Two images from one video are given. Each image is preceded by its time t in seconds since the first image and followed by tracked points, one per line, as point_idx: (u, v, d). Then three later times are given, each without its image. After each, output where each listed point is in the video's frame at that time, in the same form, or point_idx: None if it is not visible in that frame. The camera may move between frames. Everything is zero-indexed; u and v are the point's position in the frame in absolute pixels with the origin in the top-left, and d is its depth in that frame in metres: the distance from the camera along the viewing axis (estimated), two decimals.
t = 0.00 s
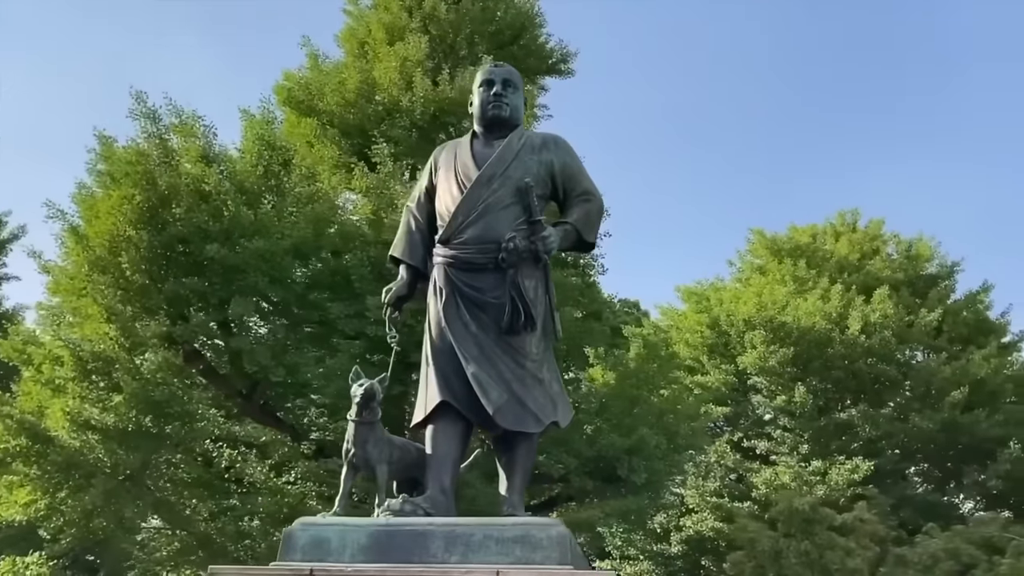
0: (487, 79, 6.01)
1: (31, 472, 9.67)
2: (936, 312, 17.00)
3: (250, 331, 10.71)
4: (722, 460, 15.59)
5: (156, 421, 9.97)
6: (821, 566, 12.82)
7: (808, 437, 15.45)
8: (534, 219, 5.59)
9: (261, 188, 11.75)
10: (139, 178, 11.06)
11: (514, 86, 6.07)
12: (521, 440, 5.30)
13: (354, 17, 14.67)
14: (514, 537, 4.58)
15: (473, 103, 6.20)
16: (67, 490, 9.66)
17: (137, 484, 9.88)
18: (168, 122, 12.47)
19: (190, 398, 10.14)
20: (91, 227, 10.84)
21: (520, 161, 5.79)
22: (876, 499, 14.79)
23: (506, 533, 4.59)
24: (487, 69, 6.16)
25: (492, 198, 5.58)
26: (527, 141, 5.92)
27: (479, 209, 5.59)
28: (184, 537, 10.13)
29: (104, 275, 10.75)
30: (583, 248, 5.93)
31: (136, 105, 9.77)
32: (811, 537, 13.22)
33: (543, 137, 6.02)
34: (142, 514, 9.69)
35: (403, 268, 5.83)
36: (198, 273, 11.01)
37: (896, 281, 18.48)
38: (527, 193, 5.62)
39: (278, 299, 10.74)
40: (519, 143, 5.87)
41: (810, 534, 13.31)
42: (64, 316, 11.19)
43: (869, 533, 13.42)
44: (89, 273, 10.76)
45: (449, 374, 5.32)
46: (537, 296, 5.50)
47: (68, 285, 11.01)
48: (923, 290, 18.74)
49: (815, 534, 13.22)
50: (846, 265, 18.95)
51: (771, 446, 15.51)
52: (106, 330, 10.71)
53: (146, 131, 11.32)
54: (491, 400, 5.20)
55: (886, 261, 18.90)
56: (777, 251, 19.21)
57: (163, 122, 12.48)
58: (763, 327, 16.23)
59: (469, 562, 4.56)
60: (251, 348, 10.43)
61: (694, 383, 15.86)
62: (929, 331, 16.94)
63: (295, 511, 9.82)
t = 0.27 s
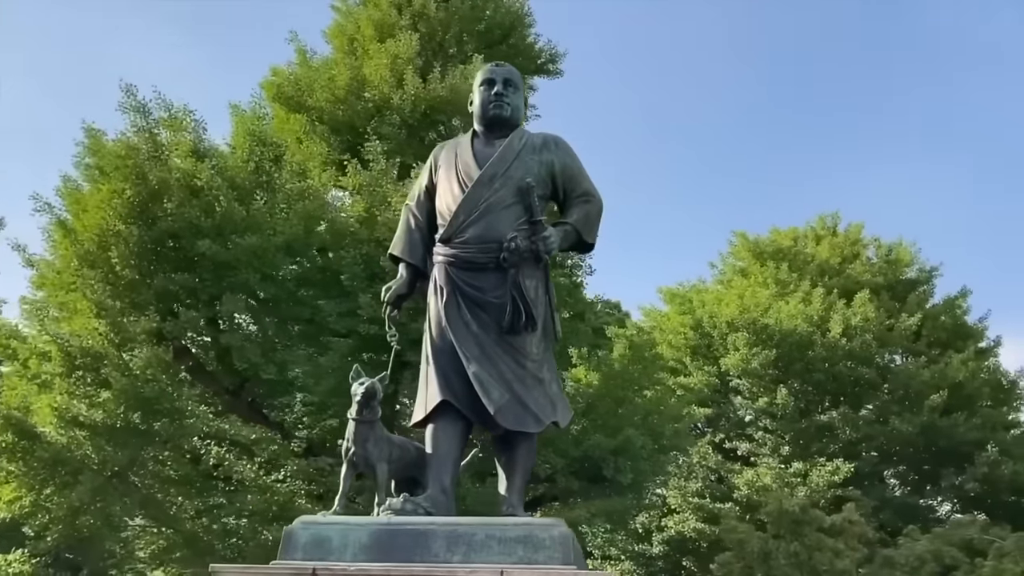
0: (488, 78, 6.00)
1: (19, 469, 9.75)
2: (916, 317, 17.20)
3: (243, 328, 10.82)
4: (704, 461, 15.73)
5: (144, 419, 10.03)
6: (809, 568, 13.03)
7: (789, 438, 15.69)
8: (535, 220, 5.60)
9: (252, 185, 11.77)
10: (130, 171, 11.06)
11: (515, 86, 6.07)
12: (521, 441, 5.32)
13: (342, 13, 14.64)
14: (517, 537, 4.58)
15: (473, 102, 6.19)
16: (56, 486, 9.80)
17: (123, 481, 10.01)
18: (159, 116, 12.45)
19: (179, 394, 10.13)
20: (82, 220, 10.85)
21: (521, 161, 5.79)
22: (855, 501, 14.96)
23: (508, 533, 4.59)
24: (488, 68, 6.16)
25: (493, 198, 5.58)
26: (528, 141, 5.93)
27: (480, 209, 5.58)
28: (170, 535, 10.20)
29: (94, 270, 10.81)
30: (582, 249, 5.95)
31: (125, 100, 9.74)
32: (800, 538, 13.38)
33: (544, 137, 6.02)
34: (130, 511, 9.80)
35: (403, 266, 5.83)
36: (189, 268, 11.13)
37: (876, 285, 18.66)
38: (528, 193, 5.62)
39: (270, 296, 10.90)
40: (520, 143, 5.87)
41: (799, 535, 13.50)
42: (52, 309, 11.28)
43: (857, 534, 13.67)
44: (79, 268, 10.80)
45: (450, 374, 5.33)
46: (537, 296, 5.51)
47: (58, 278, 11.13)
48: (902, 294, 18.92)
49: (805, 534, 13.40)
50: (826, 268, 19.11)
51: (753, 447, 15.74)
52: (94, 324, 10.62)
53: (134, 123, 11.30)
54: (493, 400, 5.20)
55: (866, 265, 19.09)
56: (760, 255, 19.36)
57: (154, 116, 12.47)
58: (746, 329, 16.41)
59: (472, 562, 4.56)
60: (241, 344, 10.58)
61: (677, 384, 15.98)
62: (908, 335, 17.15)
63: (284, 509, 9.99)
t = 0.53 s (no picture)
0: (491, 77, 5.99)
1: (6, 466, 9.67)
2: (897, 320, 17.40)
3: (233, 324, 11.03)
4: (686, 462, 15.86)
5: (133, 415, 10.01)
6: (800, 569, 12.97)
7: (771, 440, 15.93)
8: (538, 220, 5.59)
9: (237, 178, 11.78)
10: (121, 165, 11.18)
11: (516, 86, 6.07)
12: (521, 441, 5.31)
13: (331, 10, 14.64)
14: (521, 537, 4.58)
15: (474, 101, 6.18)
16: (38, 485, 9.70)
17: (109, 478, 10.00)
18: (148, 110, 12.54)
19: (169, 390, 10.11)
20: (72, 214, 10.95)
21: (523, 162, 5.79)
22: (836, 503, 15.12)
23: (512, 533, 4.59)
24: (489, 68, 6.15)
25: (495, 198, 5.57)
26: (530, 141, 5.92)
27: (482, 209, 5.57)
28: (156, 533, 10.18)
29: (85, 266, 10.93)
30: (582, 249, 5.95)
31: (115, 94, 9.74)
32: (791, 539, 13.35)
33: (545, 138, 6.02)
34: (117, 509, 9.79)
35: (403, 265, 5.80)
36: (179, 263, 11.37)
37: (857, 288, 18.85)
38: (531, 193, 5.62)
39: (261, 293, 11.12)
40: (522, 143, 5.86)
41: (790, 536, 13.45)
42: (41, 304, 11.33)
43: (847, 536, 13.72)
44: (70, 263, 11.01)
45: (451, 374, 5.31)
46: (539, 297, 5.50)
47: (47, 272, 11.26)
48: (882, 297, 19.14)
49: (796, 536, 13.36)
50: (808, 271, 19.27)
51: (735, 449, 15.91)
52: (84, 320, 10.69)
53: (124, 118, 11.43)
54: (494, 400, 5.19)
55: (847, 268, 19.27)
56: (742, 257, 19.51)
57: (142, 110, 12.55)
58: (730, 331, 16.57)
59: (475, 563, 4.54)
60: (232, 341, 10.76)
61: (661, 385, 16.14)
62: (889, 338, 17.31)
63: (273, 507, 10.15)
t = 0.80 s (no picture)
0: (494, 76, 5.97)
1: None
2: (878, 323, 17.57)
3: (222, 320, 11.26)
4: (669, 463, 15.97)
5: (124, 411, 10.09)
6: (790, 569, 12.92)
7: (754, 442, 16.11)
8: (540, 221, 5.59)
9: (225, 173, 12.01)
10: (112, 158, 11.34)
11: (519, 86, 6.06)
12: (523, 441, 5.30)
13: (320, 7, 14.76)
14: (525, 538, 4.57)
15: (476, 99, 6.15)
16: (26, 480, 9.76)
17: (97, 475, 10.07)
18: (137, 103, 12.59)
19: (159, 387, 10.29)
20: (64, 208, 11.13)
21: (526, 161, 5.78)
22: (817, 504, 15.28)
23: (517, 534, 4.58)
24: (492, 66, 6.13)
25: (499, 198, 5.55)
26: (533, 141, 5.91)
27: (485, 208, 5.56)
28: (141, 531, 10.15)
29: (76, 261, 11.11)
30: (583, 250, 5.95)
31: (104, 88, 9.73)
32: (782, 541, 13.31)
33: (547, 138, 6.01)
34: (103, 506, 9.81)
35: (403, 263, 5.76)
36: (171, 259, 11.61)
37: (838, 291, 18.99)
38: (534, 194, 5.61)
39: (253, 289, 11.52)
40: (525, 143, 5.85)
41: (781, 537, 13.49)
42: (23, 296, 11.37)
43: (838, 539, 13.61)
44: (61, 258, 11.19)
45: (453, 373, 5.30)
46: (541, 297, 5.50)
47: (36, 266, 11.39)
48: (863, 300, 19.35)
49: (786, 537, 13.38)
50: (791, 273, 19.38)
51: (717, 450, 16.08)
52: (73, 315, 10.72)
53: (113, 111, 11.49)
54: (497, 400, 5.19)
55: (829, 272, 19.42)
56: (725, 258, 19.62)
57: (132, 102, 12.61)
58: (715, 332, 16.69)
59: (479, 563, 4.53)
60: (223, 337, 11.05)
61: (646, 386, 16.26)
62: (870, 341, 17.50)
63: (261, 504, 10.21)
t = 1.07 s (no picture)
0: (497, 76, 5.96)
1: None
2: (858, 327, 17.77)
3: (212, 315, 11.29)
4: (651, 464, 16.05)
5: (110, 406, 10.12)
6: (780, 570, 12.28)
7: (734, 442, 16.37)
8: (544, 222, 5.58)
9: (220, 173, 12.29)
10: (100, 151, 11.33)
11: (522, 85, 6.04)
12: (525, 442, 5.29)
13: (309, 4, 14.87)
14: (531, 540, 4.56)
15: (478, 98, 6.13)
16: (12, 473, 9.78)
17: (83, 471, 10.08)
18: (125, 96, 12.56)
19: (147, 382, 10.26)
20: (51, 201, 11.06)
21: (530, 161, 5.77)
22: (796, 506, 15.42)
23: (523, 535, 4.57)
24: (495, 65, 6.11)
25: (503, 198, 5.54)
26: (536, 141, 5.90)
27: (489, 208, 5.54)
28: (128, 526, 10.39)
29: (64, 254, 11.05)
30: (584, 252, 5.95)
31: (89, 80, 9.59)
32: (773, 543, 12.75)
33: (550, 138, 6.00)
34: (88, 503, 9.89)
35: (404, 261, 5.73)
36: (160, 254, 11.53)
37: (818, 294, 19.15)
38: (538, 194, 5.60)
39: (242, 285, 11.55)
40: (529, 143, 5.85)
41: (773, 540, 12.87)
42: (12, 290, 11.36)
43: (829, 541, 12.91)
44: (50, 251, 11.11)
45: (456, 373, 5.27)
46: (544, 298, 5.49)
47: (24, 259, 11.31)
48: (842, 303, 19.55)
49: (777, 540, 12.75)
50: (771, 275, 19.52)
51: (698, 450, 16.23)
52: (60, 308, 10.57)
53: (102, 103, 11.51)
54: (500, 400, 5.17)
55: (809, 275, 19.60)
56: (706, 259, 19.75)
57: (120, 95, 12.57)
58: (697, 333, 16.82)
59: (485, 564, 4.52)
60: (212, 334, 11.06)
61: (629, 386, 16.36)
62: (849, 344, 17.71)
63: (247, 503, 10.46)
